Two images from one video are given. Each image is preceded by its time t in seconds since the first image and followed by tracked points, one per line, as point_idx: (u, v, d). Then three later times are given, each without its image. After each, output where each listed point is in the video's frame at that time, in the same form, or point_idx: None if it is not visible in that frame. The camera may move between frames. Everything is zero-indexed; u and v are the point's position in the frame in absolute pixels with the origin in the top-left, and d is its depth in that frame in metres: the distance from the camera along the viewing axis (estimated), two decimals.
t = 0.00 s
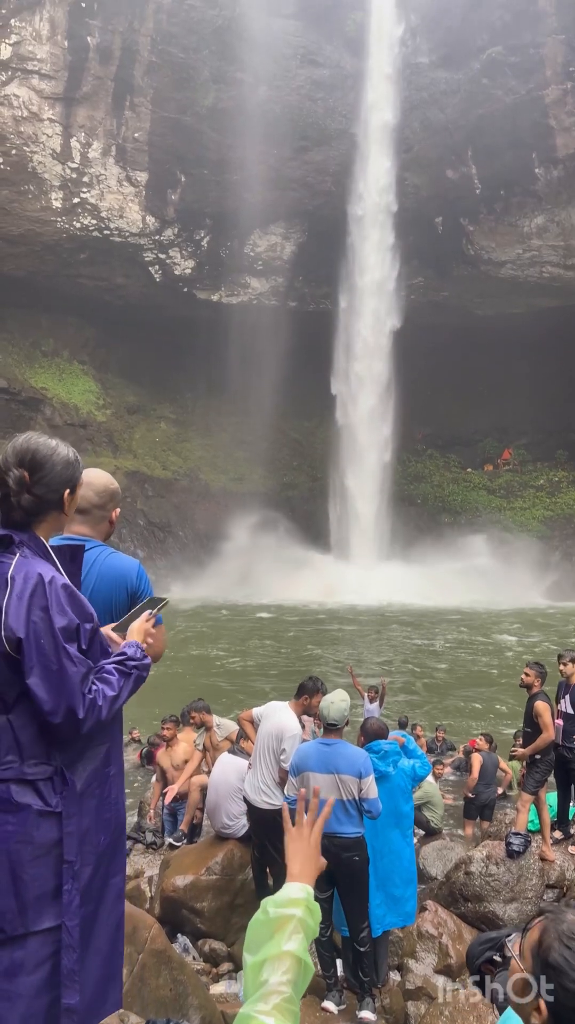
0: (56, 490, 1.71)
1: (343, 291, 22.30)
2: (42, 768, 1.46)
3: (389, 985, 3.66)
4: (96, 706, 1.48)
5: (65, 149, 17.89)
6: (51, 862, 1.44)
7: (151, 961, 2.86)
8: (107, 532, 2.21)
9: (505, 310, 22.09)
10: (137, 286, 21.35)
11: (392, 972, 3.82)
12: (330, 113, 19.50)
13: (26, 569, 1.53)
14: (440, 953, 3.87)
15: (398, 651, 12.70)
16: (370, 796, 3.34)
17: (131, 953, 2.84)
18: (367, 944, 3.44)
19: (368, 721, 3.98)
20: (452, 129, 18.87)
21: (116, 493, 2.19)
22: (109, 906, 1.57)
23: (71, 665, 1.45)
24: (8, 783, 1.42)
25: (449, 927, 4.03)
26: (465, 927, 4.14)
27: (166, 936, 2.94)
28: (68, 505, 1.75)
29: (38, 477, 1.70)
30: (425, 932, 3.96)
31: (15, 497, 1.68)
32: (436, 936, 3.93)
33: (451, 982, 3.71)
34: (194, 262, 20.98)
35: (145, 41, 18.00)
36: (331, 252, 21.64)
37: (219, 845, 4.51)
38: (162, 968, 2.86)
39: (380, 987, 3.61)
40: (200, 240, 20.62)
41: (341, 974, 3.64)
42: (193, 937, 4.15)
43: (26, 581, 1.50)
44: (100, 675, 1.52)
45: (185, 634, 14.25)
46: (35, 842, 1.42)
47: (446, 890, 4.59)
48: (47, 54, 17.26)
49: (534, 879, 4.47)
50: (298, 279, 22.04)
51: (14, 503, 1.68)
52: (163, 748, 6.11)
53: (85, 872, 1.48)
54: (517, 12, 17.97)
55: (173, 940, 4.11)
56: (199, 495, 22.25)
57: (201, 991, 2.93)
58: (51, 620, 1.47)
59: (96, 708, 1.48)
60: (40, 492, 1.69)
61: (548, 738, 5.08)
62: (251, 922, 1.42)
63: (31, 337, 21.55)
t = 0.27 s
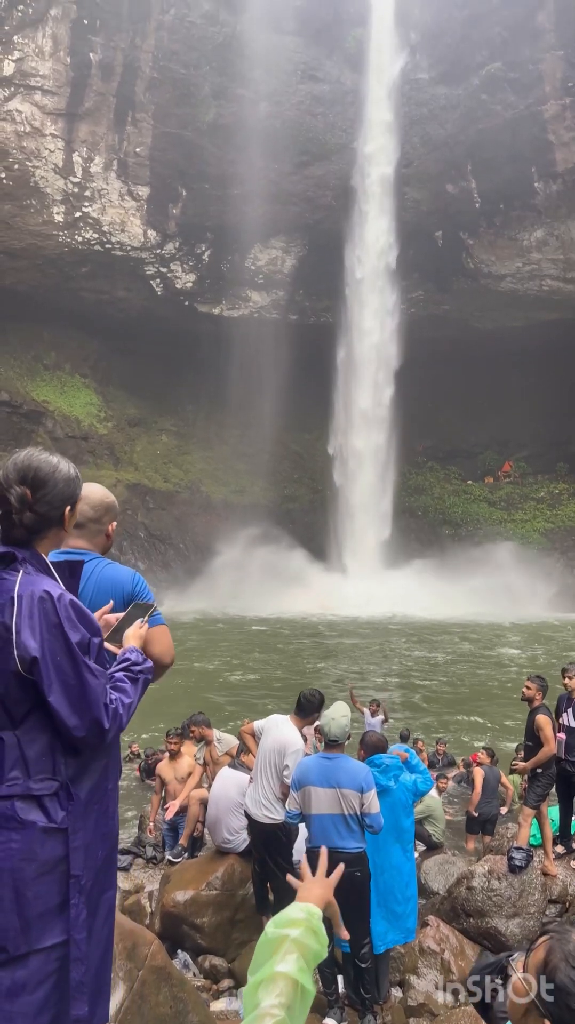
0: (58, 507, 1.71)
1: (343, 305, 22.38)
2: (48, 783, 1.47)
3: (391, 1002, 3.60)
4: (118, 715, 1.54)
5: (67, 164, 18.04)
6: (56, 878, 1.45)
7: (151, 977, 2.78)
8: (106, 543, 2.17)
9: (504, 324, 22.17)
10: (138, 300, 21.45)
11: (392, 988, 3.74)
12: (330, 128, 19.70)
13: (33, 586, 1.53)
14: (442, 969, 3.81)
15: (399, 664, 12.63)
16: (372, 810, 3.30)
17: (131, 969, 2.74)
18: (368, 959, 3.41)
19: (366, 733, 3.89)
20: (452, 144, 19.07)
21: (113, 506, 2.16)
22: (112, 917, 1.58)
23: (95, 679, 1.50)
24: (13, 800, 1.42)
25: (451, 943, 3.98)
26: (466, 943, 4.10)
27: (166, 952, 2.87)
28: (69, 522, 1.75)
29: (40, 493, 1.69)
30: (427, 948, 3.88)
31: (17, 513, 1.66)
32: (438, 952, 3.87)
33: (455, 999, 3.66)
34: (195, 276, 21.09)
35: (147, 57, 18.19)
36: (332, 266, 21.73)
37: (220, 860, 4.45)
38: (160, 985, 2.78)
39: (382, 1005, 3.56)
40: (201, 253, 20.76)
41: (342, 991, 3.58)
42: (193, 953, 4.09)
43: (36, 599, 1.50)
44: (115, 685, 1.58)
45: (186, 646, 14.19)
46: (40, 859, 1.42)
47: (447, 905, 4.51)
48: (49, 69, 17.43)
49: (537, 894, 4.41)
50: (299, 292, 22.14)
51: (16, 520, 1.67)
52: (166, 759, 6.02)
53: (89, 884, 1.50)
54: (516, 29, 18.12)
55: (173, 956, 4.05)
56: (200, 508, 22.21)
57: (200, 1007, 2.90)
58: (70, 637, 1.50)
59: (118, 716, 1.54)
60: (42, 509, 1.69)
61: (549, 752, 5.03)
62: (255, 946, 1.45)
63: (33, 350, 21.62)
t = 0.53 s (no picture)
0: (57, 521, 1.71)
1: (343, 319, 22.48)
2: (53, 797, 1.46)
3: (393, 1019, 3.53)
4: (129, 723, 1.55)
5: (68, 178, 18.19)
6: (62, 893, 1.43)
7: (151, 995, 2.75)
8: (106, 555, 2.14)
9: (504, 337, 22.25)
10: (139, 313, 21.53)
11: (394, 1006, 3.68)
12: (331, 143, 19.90)
13: (35, 601, 1.53)
14: (443, 986, 3.77)
15: (399, 677, 12.55)
16: (372, 825, 3.28)
17: (131, 986, 2.71)
18: (370, 975, 3.39)
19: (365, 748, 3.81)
20: (451, 159, 19.24)
21: (110, 516, 2.13)
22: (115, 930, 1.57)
23: (106, 690, 1.50)
24: (16, 815, 1.41)
25: (452, 959, 3.92)
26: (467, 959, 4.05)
27: (166, 968, 2.85)
28: (68, 536, 1.74)
29: (39, 506, 1.69)
30: (428, 965, 3.84)
31: (15, 527, 1.65)
32: (439, 968, 3.82)
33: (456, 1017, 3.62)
34: (195, 289, 21.18)
35: (148, 73, 18.37)
36: (332, 279, 21.83)
37: (220, 875, 4.39)
38: (160, 1003, 2.76)
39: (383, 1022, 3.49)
40: (202, 267, 20.87)
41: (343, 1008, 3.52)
42: (193, 969, 4.03)
43: (40, 614, 1.50)
44: (124, 692, 1.59)
45: (185, 659, 14.11)
46: (45, 874, 1.40)
47: (449, 921, 4.44)
48: (51, 85, 17.60)
49: (539, 909, 4.33)
50: (298, 306, 22.21)
51: (14, 533, 1.65)
52: (166, 773, 5.92)
53: (94, 899, 1.48)
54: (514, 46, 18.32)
55: (173, 973, 3.99)
56: (200, 520, 22.20)
57: None
58: (77, 650, 1.50)
59: (130, 724, 1.55)
60: (40, 522, 1.68)
61: (550, 765, 4.99)
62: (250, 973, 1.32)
63: (34, 364, 21.69)
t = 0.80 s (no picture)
0: (49, 531, 1.71)
1: (342, 330, 22.56)
2: (56, 811, 1.49)
3: None
4: (135, 727, 1.62)
5: (69, 191, 18.33)
6: (64, 907, 1.47)
7: (149, 1010, 2.87)
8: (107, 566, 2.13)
9: (503, 349, 22.33)
10: (139, 325, 21.61)
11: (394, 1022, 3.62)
12: (330, 156, 20.11)
13: (33, 616, 1.56)
14: (444, 1002, 3.70)
15: (399, 689, 12.48)
16: (372, 839, 3.24)
17: (129, 1001, 2.84)
18: (370, 991, 3.32)
19: (362, 761, 3.98)
20: (450, 171, 19.39)
21: (115, 531, 2.14)
22: (117, 940, 1.61)
23: (111, 697, 1.56)
24: (18, 830, 1.44)
25: (453, 974, 3.85)
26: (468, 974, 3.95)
27: (164, 985, 2.97)
28: (60, 549, 1.74)
29: (31, 515, 1.70)
30: (429, 980, 3.77)
31: (6, 533, 1.67)
32: (439, 983, 3.76)
33: None
34: (195, 301, 21.26)
35: (148, 87, 18.52)
36: (331, 292, 21.92)
37: (218, 888, 4.35)
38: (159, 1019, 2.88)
39: None
40: (202, 279, 20.96)
41: None
42: (192, 984, 4.01)
43: (40, 630, 1.53)
44: (126, 695, 1.65)
45: (184, 671, 14.03)
46: (48, 889, 1.44)
47: (449, 935, 4.38)
48: (52, 99, 17.74)
49: (540, 925, 4.27)
50: (298, 318, 22.30)
51: (4, 541, 1.67)
52: (164, 784, 5.82)
53: (96, 910, 1.52)
54: (513, 61, 18.47)
55: (172, 989, 3.99)
56: (199, 531, 22.17)
57: None
58: (80, 663, 1.54)
59: (136, 727, 1.62)
60: (31, 531, 1.69)
61: (551, 779, 4.94)
62: None
63: (34, 375, 21.74)
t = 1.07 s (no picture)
0: (41, 545, 1.71)
1: (341, 343, 22.64)
2: (57, 826, 1.51)
3: None
4: (137, 734, 1.63)
5: (69, 205, 18.43)
6: (66, 923, 1.48)
7: None
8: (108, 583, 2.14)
9: (501, 361, 22.40)
10: (139, 338, 21.68)
11: None
12: (329, 171, 20.37)
13: (30, 631, 1.56)
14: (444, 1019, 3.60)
15: (398, 702, 12.40)
16: (371, 854, 3.19)
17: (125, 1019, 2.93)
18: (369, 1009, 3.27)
19: (360, 776, 3.95)
20: (448, 185, 19.55)
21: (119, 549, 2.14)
22: (117, 957, 1.62)
23: (112, 708, 1.57)
24: (19, 848, 1.46)
25: (454, 990, 3.75)
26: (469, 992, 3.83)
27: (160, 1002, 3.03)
28: (54, 562, 1.74)
29: (24, 528, 1.71)
30: (428, 996, 3.70)
31: None
32: (439, 1000, 3.67)
33: None
34: (195, 314, 21.34)
35: (148, 101, 18.70)
36: (330, 305, 22.03)
37: (217, 904, 4.26)
38: None
39: None
40: (201, 292, 21.05)
41: None
42: (189, 1002, 3.91)
43: (37, 645, 1.54)
44: (127, 702, 1.65)
45: (183, 684, 13.95)
46: (49, 907, 1.46)
47: (448, 950, 4.33)
48: (52, 114, 17.88)
49: (541, 942, 4.23)
50: (297, 331, 22.40)
51: None
52: (160, 800, 5.73)
53: (96, 925, 1.54)
54: (509, 76, 18.63)
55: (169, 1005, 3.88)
56: (198, 543, 22.13)
57: None
58: (79, 676, 1.54)
59: (138, 734, 1.64)
60: (23, 544, 1.70)
61: (551, 793, 4.88)
62: None
63: (33, 387, 21.79)
